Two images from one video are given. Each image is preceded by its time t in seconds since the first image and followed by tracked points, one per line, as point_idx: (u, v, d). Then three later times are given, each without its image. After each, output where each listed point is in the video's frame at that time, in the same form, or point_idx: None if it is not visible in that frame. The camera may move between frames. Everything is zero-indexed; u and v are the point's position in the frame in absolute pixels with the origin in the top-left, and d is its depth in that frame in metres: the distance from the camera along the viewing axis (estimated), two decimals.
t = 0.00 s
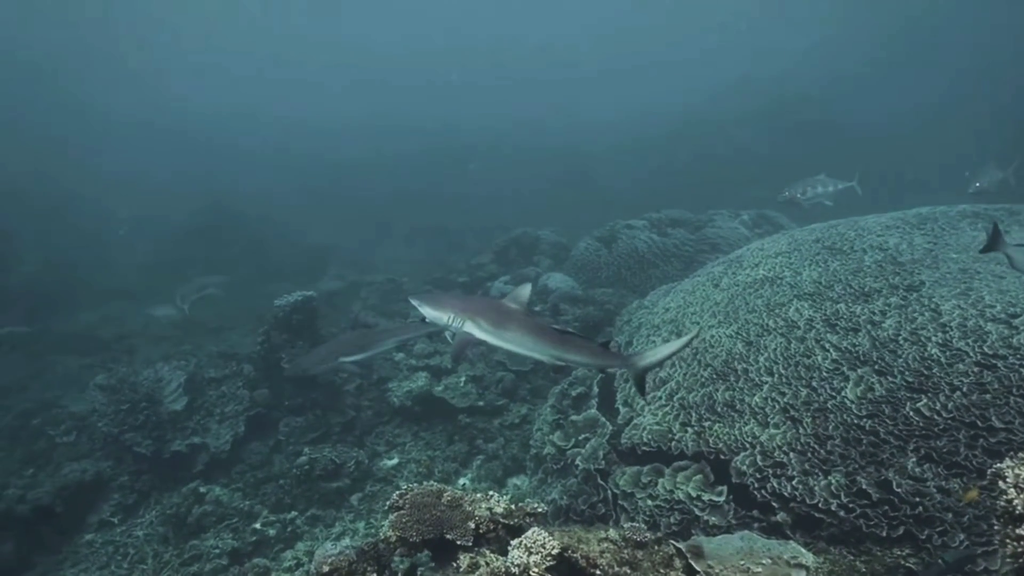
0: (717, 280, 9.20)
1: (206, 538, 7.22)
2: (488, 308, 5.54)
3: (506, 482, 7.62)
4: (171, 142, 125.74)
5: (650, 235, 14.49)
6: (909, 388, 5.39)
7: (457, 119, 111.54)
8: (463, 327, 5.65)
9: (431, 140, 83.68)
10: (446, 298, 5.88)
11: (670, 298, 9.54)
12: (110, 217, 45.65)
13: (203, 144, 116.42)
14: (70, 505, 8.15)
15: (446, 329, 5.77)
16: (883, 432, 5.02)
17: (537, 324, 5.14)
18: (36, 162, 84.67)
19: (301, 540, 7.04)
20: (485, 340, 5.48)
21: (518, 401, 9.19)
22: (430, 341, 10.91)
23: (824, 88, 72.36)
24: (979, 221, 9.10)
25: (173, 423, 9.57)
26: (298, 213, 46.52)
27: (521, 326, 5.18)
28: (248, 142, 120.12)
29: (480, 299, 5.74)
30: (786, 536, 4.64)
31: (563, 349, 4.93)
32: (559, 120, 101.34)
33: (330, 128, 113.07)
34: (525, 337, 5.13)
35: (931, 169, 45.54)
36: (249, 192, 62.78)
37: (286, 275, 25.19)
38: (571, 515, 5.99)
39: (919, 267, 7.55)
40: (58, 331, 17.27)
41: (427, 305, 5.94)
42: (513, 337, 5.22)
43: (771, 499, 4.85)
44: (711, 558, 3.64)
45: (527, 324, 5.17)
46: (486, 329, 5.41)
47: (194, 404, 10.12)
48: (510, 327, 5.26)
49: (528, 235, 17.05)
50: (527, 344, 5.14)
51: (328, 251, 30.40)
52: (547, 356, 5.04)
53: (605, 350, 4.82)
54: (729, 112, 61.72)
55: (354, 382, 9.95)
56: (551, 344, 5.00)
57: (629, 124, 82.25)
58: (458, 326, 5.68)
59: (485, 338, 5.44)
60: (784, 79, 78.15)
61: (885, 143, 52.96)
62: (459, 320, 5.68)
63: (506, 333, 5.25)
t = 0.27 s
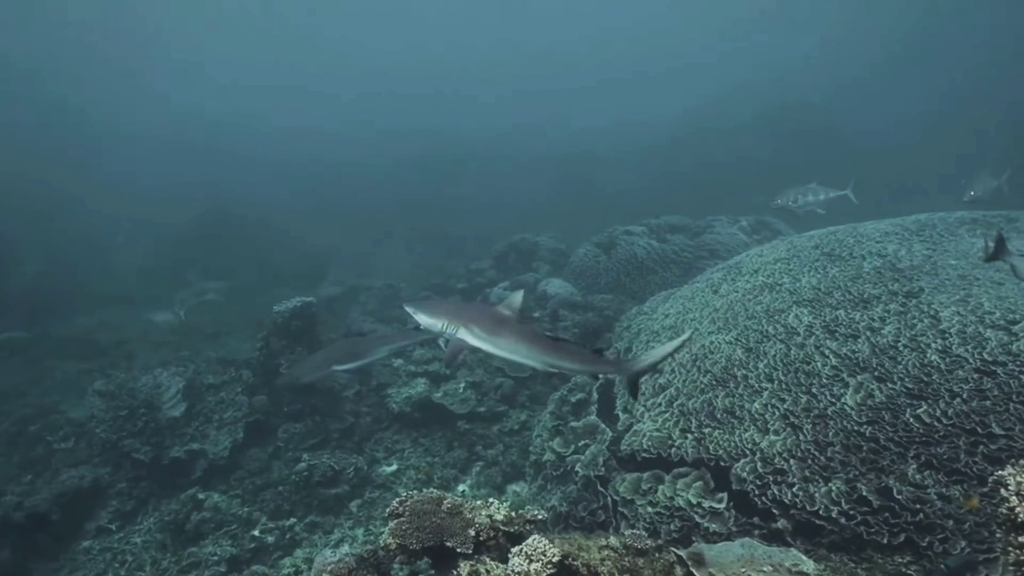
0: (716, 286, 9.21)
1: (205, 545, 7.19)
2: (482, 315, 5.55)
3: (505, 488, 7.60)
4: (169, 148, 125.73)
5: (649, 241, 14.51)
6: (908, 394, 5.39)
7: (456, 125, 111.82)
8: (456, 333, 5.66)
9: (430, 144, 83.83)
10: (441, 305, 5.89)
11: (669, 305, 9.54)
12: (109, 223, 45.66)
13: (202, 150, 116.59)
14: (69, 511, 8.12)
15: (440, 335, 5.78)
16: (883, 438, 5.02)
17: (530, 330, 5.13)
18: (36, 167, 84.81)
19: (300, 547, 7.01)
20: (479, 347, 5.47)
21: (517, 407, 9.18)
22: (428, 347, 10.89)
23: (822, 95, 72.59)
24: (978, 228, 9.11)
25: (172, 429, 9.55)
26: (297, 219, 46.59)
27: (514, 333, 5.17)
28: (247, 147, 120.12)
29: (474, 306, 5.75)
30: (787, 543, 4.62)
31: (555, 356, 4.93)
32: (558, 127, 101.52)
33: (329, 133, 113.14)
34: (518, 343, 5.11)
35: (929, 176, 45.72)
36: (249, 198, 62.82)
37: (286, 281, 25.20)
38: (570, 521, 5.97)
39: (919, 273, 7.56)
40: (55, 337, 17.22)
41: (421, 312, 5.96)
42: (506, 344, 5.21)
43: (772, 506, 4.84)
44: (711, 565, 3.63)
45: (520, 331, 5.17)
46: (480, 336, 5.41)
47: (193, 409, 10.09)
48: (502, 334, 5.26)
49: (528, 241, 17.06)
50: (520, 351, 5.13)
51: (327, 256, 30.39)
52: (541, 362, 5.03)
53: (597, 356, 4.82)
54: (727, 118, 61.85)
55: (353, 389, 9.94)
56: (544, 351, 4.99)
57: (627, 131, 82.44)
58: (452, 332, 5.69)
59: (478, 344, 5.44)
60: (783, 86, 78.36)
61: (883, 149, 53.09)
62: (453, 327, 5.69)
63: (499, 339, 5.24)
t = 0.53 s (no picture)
0: (716, 288, 9.21)
1: (207, 550, 7.18)
2: (478, 319, 5.54)
3: (507, 491, 7.59)
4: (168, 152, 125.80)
5: (648, 243, 14.52)
6: (910, 394, 5.39)
7: (455, 128, 111.99)
8: (452, 337, 5.66)
9: (429, 147, 83.89)
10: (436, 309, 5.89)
11: (669, 307, 9.54)
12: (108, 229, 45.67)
13: (202, 155, 116.64)
14: (70, 517, 8.12)
15: (436, 339, 5.77)
16: (886, 438, 5.01)
17: (524, 333, 5.12)
18: (36, 174, 84.98)
19: (302, 551, 7.00)
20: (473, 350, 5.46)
21: (519, 410, 9.18)
22: (428, 351, 10.88)
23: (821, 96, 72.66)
24: (978, 228, 9.11)
25: (173, 434, 9.55)
26: (297, 223, 46.60)
27: (508, 336, 5.16)
28: (246, 152, 120.17)
29: (470, 310, 5.74)
30: (791, 545, 4.62)
31: (549, 358, 4.91)
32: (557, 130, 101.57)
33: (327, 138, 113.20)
34: (513, 346, 5.10)
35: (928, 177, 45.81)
36: (248, 203, 62.88)
37: (286, 285, 25.20)
38: (573, 524, 5.96)
39: (919, 274, 7.56)
40: (55, 343, 17.21)
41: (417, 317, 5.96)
42: (500, 347, 5.20)
43: (775, 507, 4.84)
44: (716, 567, 3.62)
45: (515, 334, 5.16)
46: (474, 339, 5.40)
47: (194, 414, 10.09)
48: (497, 337, 5.25)
49: (528, 244, 17.07)
50: (515, 354, 5.11)
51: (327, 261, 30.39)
52: (535, 365, 5.01)
53: (591, 358, 4.81)
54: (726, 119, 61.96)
55: (354, 393, 9.94)
56: (538, 354, 4.98)
57: (626, 133, 82.49)
58: (448, 336, 5.69)
59: (472, 348, 5.42)
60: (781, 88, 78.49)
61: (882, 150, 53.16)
62: (448, 330, 5.69)
63: (493, 342, 5.23)
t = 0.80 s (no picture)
0: (715, 285, 9.21)
1: (209, 554, 7.15)
2: (471, 320, 5.54)
3: (509, 491, 7.59)
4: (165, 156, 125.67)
5: (647, 241, 14.53)
6: (911, 388, 5.39)
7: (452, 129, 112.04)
8: (446, 338, 5.66)
9: (425, 147, 83.86)
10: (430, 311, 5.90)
11: (668, 304, 9.55)
12: (106, 233, 45.67)
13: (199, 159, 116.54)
14: (72, 523, 8.10)
15: (430, 341, 5.77)
16: (887, 433, 5.02)
17: (518, 334, 5.12)
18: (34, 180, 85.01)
19: (306, 554, 7.00)
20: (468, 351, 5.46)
21: (519, 410, 9.18)
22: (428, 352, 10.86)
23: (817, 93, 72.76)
24: (976, 221, 9.12)
25: (173, 439, 9.54)
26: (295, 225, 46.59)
27: (502, 336, 5.16)
28: (243, 155, 120.08)
29: (464, 311, 5.74)
30: (794, 540, 4.62)
31: (543, 358, 4.91)
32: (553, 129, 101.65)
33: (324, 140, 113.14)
34: (507, 346, 5.10)
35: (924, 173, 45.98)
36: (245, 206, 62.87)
37: (284, 287, 25.19)
38: (575, 523, 5.96)
39: (918, 268, 7.57)
40: (54, 349, 17.18)
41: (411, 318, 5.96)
42: (494, 348, 5.20)
43: (778, 503, 4.84)
44: (720, 565, 3.62)
45: (509, 334, 5.15)
46: (468, 340, 5.40)
47: (194, 419, 10.08)
48: (490, 337, 5.25)
49: (526, 243, 17.07)
50: (510, 354, 5.11)
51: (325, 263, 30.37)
52: (529, 365, 5.01)
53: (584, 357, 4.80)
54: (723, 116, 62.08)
55: (355, 396, 9.93)
56: (533, 353, 4.98)
57: (623, 132, 82.59)
58: (442, 337, 5.69)
59: (467, 349, 5.43)
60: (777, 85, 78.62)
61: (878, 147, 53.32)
62: (442, 332, 5.69)
63: (487, 343, 5.24)
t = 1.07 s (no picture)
0: (716, 281, 9.21)
1: (209, 549, 7.16)
2: (466, 317, 5.56)
3: (509, 487, 7.60)
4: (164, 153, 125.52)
5: (647, 237, 14.53)
6: (911, 385, 5.40)
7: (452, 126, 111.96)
8: (441, 335, 5.69)
9: (425, 144, 83.77)
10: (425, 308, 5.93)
11: (669, 301, 9.55)
12: (106, 230, 45.65)
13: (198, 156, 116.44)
14: (72, 518, 8.12)
15: (426, 337, 5.80)
16: (887, 429, 5.03)
17: (512, 330, 5.14)
18: (34, 179, 84.95)
19: (306, 549, 7.01)
20: (463, 348, 5.48)
21: (519, 406, 9.19)
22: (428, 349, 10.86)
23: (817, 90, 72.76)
24: (976, 218, 9.11)
25: (174, 435, 9.55)
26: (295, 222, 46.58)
27: (497, 333, 5.18)
28: (243, 152, 119.94)
29: (458, 308, 5.76)
30: (794, 536, 4.62)
31: (537, 354, 4.93)
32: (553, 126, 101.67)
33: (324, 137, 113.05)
34: (502, 342, 5.12)
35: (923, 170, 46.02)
36: (245, 203, 62.85)
37: (284, 284, 25.18)
38: (575, 519, 5.98)
39: (918, 265, 7.56)
40: (54, 345, 17.18)
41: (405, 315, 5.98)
42: (489, 344, 5.22)
43: (778, 499, 4.85)
44: (719, 560, 3.63)
45: (503, 331, 5.17)
46: (463, 337, 5.43)
47: (195, 414, 10.09)
48: (485, 333, 5.27)
49: (526, 240, 17.07)
50: (504, 350, 5.14)
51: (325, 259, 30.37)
52: (523, 361, 5.03)
53: (577, 352, 4.82)
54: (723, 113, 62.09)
55: (355, 392, 9.94)
56: (527, 349, 5.00)
57: (623, 129, 82.59)
58: (436, 333, 5.72)
59: (462, 345, 5.45)
60: (777, 82, 78.65)
61: (878, 143, 53.34)
62: (436, 328, 5.72)
63: (481, 339, 5.26)
